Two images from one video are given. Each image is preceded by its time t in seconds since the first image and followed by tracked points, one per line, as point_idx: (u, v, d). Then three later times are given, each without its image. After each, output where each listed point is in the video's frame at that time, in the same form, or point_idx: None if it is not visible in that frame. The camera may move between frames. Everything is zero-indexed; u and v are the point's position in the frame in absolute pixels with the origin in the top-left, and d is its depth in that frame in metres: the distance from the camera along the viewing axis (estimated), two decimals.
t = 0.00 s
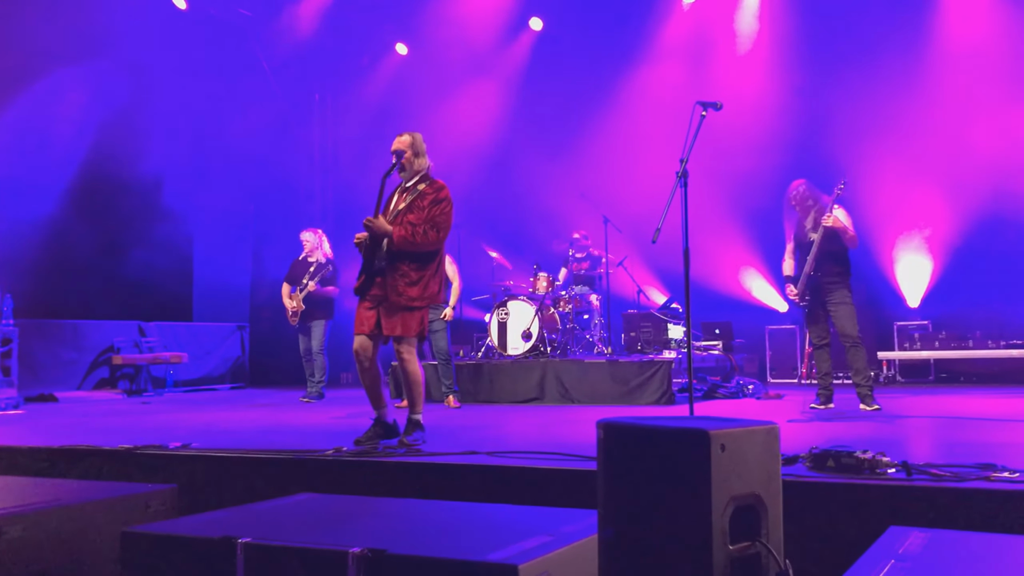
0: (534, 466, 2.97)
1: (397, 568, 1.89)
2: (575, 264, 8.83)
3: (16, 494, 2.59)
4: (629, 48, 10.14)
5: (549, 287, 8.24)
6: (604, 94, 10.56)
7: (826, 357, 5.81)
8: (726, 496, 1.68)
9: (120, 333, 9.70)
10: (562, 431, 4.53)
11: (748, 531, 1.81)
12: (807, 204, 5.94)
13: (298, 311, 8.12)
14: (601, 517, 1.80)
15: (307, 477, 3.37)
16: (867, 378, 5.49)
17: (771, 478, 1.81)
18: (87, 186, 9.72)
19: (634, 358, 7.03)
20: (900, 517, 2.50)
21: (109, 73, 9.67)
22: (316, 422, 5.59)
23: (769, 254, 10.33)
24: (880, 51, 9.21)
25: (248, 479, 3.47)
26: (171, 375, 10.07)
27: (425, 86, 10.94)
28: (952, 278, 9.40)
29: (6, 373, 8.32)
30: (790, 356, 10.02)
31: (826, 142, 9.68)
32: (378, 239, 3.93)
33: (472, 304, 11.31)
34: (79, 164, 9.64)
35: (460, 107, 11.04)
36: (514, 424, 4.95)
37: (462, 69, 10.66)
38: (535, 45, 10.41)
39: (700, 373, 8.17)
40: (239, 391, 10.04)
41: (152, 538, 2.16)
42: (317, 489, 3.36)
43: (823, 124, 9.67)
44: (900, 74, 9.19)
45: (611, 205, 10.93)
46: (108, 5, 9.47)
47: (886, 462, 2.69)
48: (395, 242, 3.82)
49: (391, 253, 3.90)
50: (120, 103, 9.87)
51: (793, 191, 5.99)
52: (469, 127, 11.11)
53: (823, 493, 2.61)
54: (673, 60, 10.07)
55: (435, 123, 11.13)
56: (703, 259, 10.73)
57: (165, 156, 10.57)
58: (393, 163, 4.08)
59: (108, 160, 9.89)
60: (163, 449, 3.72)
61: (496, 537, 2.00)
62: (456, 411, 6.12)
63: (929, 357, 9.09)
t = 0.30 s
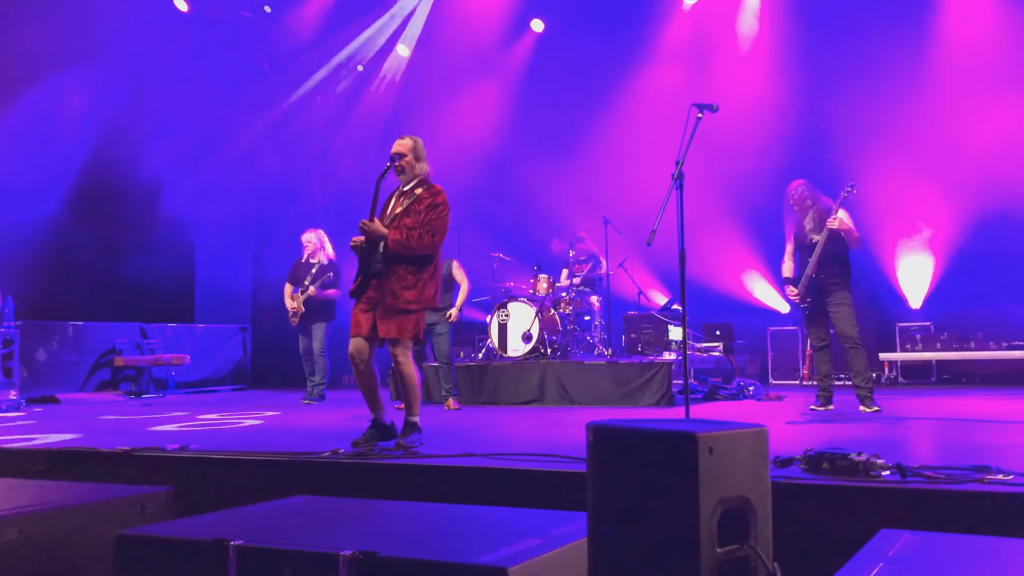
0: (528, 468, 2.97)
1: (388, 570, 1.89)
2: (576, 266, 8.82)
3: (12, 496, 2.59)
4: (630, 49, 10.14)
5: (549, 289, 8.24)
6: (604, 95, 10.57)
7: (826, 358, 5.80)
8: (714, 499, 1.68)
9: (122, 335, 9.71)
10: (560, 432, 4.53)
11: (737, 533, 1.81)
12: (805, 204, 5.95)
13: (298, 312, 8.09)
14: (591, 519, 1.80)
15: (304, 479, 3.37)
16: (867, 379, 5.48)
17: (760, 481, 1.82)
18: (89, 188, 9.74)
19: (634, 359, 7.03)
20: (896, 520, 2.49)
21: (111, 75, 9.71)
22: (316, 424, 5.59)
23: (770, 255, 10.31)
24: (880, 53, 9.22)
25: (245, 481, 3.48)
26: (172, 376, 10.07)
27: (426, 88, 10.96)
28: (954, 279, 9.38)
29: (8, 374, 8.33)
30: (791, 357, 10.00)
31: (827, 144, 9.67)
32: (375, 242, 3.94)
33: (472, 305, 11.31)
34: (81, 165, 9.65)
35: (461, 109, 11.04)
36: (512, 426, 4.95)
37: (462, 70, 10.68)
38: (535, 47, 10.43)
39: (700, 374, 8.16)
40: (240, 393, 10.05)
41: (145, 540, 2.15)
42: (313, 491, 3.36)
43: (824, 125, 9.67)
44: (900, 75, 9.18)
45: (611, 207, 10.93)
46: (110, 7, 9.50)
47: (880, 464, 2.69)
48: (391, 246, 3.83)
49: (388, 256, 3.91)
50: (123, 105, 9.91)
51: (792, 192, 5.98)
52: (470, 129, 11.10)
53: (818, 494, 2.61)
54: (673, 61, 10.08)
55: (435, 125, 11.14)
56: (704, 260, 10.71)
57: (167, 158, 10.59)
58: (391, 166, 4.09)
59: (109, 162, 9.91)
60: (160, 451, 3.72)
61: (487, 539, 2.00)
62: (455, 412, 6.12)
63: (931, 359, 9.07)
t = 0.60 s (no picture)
0: (526, 471, 2.99)
1: (382, 572, 1.91)
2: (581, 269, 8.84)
3: (16, 498, 2.62)
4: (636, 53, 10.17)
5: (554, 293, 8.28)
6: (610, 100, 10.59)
7: (831, 363, 5.80)
8: (702, 502, 1.70)
9: (131, 337, 9.77)
10: (562, 436, 4.55)
11: (725, 536, 1.82)
12: (812, 210, 5.93)
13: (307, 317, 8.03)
14: (582, 522, 1.81)
15: (305, 481, 3.40)
16: (872, 383, 5.47)
17: (749, 485, 1.83)
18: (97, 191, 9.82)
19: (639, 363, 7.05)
20: (892, 523, 2.50)
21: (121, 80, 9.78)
22: (320, 427, 5.62)
23: (776, 259, 10.32)
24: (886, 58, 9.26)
25: (247, 483, 3.51)
26: (181, 379, 10.13)
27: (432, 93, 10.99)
28: (961, 282, 9.37)
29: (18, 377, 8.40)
30: (798, 360, 10.00)
31: (833, 148, 9.66)
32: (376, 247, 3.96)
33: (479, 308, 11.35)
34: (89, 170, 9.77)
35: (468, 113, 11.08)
36: (515, 429, 4.97)
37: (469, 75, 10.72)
38: (542, 51, 10.45)
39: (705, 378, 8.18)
40: (249, 395, 10.11)
41: (143, 542, 2.18)
42: (314, 494, 3.38)
43: (830, 130, 9.67)
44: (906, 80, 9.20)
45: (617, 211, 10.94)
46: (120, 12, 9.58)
47: (876, 468, 2.70)
48: (393, 251, 3.86)
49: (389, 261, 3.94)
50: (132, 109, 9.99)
51: (799, 197, 5.96)
52: (477, 133, 11.14)
53: (813, 498, 2.62)
54: (679, 66, 10.10)
55: (441, 129, 11.17)
56: (709, 264, 10.69)
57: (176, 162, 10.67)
58: (393, 172, 4.12)
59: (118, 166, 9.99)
60: (164, 453, 3.75)
61: (481, 541, 2.03)
62: (460, 416, 6.15)
63: (938, 362, 9.06)
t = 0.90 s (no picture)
0: (530, 473, 3.00)
1: (381, 571, 1.94)
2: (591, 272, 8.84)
3: (26, 497, 2.66)
4: (649, 56, 10.14)
5: (564, 296, 8.30)
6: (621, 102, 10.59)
7: (840, 367, 5.79)
8: (695, 504, 1.71)
9: (145, 339, 9.83)
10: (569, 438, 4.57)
11: (719, 538, 1.84)
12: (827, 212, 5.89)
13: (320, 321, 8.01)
14: (578, 524, 1.83)
15: (311, 481, 3.43)
16: (880, 388, 5.47)
17: (742, 487, 1.84)
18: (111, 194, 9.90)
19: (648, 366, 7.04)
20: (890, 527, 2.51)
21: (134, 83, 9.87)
22: (330, 428, 5.66)
23: (788, 263, 10.30)
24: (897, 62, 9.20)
25: (254, 482, 3.54)
26: (195, 380, 10.20)
27: (443, 96, 11.00)
28: (974, 285, 9.37)
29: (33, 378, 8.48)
30: (810, 364, 9.96)
31: (845, 152, 9.63)
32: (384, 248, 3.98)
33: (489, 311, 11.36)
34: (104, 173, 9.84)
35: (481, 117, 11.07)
36: (522, 431, 4.99)
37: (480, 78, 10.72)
38: (553, 54, 10.45)
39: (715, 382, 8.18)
40: (262, 397, 10.16)
41: (147, 541, 2.21)
42: (321, 494, 3.41)
43: (841, 133, 9.64)
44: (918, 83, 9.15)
45: (627, 213, 10.94)
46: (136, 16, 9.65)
47: (876, 471, 2.70)
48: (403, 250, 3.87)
49: (398, 262, 3.95)
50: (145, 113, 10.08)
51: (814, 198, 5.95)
52: (488, 137, 11.12)
53: (813, 502, 2.63)
54: (690, 70, 10.08)
55: (453, 132, 11.19)
56: (720, 267, 10.68)
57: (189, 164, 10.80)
58: (400, 174, 4.15)
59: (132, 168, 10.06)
60: (174, 453, 3.79)
61: (479, 542, 2.05)
62: (469, 418, 6.18)
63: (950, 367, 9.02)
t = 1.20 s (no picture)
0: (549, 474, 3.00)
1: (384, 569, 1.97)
2: (602, 274, 8.86)
3: (40, 494, 2.71)
4: (661, 57, 10.15)
5: (575, 297, 8.34)
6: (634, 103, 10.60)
7: (849, 369, 5.80)
8: (692, 503, 1.74)
9: (160, 339, 9.91)
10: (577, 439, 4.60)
11: (715, 537, 1.86)
12: (837, 214, 5.88)
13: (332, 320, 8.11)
14: (576, 524, 1.86)
15: (320, 481, 3.47)
16: (889, 391, 5.48)
17: (738, 487, 1.87)
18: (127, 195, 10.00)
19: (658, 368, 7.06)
20: (893, 528, 2.52)
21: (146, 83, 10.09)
22: (340, 428, 5.71)
23: (800, 265, 10.28)
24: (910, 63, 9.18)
25: (264, 482, 3.59)
26: (209, 380, 10.28)
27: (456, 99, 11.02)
28: (987, 286, 9.34)
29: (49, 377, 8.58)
30: (822, 366, 9.94)
31: (857, 155, 9.62)
32: (395, 250, 4.01)
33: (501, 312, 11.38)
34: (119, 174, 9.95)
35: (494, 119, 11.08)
36: (531, 432, 5.02)
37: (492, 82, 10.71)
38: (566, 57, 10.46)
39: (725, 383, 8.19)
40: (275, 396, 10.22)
41: (156, 538, 2.25)
42: (329, 493, 3.45)
43: (854, 137, 9.63)
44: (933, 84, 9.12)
45: (639, 216, 10.93)
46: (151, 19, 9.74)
47: (879, 474, 2.71)
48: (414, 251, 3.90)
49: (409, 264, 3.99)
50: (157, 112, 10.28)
51: (822, 202, 5.95)
52: (501, 138, 11.13)
53: (814, 504, 2.64)
54: (703, 72, 10.09)
55: (465, 134, 11.19)
56: (733, 269, 10.67)
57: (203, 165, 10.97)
58: (407, 177, 4.18)
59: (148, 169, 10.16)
60: (186, 451, 3.84)
61: (480, 541, 2.08)
62: (480, 418, 6.21)
63: (963, 370, 8.98)
